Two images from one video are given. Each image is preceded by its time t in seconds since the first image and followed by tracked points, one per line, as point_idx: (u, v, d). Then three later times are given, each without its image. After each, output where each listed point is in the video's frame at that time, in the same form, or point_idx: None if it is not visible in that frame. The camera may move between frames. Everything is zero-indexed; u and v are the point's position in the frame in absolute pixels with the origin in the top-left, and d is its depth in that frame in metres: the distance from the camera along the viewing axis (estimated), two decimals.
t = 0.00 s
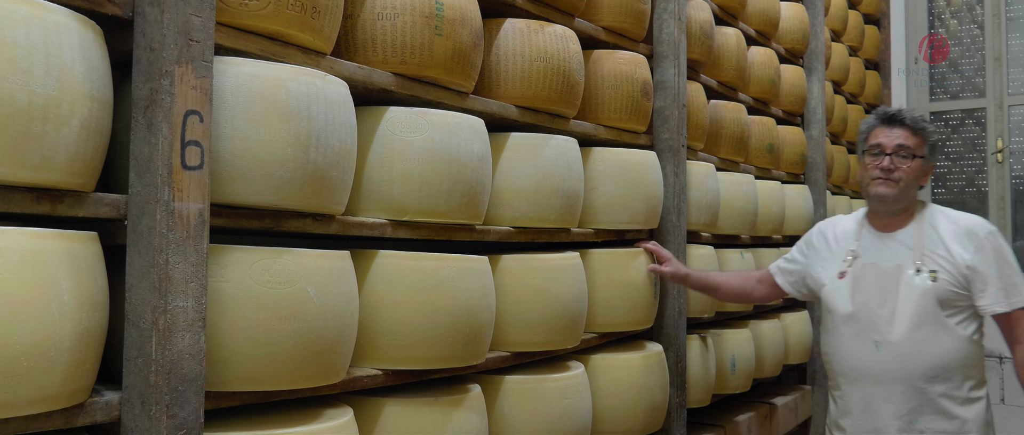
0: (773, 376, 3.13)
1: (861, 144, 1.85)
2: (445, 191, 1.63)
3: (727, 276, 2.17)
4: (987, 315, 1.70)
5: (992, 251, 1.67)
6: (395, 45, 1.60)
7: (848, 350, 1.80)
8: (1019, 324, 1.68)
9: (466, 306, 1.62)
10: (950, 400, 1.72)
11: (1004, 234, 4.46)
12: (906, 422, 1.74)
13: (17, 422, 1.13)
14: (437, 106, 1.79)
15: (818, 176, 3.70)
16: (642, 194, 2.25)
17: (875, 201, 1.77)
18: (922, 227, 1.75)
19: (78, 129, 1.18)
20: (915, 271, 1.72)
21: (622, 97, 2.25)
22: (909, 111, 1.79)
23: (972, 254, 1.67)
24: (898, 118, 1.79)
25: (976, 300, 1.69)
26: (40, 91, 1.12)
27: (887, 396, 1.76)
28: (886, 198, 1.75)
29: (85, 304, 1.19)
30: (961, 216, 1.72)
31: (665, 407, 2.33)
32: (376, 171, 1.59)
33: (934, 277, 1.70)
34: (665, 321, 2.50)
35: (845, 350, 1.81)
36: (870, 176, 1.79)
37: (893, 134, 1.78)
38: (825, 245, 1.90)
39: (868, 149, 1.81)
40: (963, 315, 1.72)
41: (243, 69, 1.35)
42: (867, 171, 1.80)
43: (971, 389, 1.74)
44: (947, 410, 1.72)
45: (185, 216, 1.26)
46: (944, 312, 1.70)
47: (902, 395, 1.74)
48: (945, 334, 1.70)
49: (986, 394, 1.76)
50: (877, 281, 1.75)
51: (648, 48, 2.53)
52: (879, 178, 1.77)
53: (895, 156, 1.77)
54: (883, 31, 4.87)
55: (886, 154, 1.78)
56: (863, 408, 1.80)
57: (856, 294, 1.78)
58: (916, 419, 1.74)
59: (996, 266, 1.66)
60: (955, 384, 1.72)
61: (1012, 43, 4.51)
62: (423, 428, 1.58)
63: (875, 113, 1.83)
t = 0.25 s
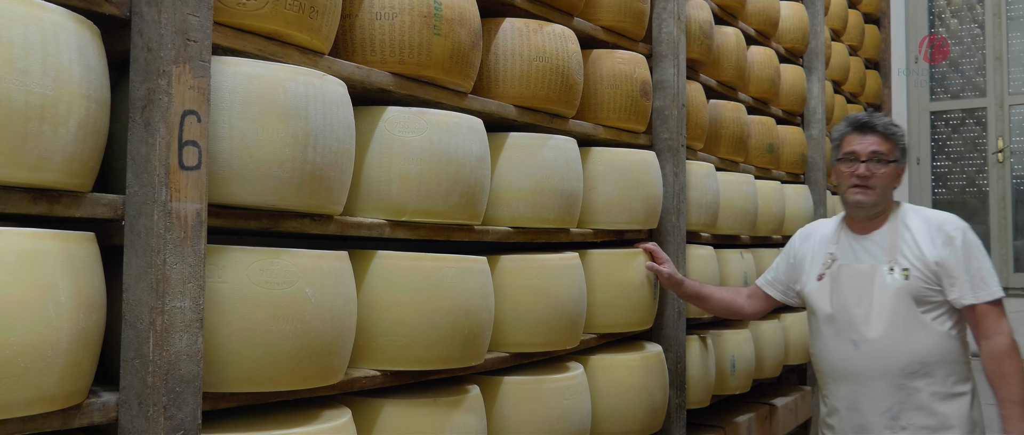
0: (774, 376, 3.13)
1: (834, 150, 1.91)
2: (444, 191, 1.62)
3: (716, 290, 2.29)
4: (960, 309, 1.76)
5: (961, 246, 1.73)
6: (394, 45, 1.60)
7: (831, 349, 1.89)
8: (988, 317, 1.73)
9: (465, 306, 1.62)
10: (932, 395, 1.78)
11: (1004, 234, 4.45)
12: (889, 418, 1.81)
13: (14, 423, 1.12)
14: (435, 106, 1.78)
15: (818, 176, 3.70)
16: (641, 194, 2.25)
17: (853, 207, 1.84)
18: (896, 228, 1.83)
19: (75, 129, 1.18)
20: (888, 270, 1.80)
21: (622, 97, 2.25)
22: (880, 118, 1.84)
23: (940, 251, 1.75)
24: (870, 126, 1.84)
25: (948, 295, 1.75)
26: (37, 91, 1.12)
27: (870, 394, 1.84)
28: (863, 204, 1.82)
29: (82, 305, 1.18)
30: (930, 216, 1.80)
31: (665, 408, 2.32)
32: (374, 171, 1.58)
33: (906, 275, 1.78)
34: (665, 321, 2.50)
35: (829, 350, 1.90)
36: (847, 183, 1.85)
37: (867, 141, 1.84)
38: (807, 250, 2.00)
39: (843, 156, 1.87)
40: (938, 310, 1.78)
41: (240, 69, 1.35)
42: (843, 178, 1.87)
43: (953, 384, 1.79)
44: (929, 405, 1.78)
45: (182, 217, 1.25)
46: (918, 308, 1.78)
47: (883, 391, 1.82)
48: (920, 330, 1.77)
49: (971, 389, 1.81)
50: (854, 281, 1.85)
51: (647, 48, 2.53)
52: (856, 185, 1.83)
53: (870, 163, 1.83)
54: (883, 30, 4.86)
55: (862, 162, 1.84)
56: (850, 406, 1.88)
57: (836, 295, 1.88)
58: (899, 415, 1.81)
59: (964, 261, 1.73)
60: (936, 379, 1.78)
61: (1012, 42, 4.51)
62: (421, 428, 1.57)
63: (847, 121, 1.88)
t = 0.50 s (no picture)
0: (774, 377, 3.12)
1: (810, 160, 2.07)
2: (443, 191, 1.62)
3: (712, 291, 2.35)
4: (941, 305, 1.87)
5: (940, 244, 1.85)
6: (392, 44, 1.59)
7: (820, 350, 2.03)
8: (968, 310, 1.82)
9: (463, 306, 1.61)
10: (916, 394, 1.89)
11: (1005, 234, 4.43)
12: (875, 416, 1.94)
13: (11, 423, 1.12)
14: (434, 105, 1.78)
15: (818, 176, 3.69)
16: (641, 193, 2.25)
17: (836, 213, 1.98)
18: (877, 227, 1.97)
19: (73, 129, 1.17)
20: (871, 271, 1.93)
21: (621, 96, 2.24)
22: (846, 125, 2.02)
23: (919, 250, 1.87)
24: (838, 133, 2.02)
25: (928, 292, 1.87)
26: (35, 90, 1.11)
27: (857, 393, 1.96)
28: (844, 208, 1.97)
29: (80, 305, 1.18)
30: (912, 217, 1.92)
31: (664, 408, 2.32)
32: (373, 170, 1.58)
33: (887, 275, 1.90)
34: (665, 322, 2.50)
35: (818, 350, 2.03)
36: (827, 190, 2.00)
37: (838, 148, 2.01)
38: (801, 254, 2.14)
39: (819, 166, 2.04)
40: (921, 308, 1.90)
41: (238, 68, 1.34)
42: (823, 186, 2.03)
43: (939, 384, 1.89)
44: (914, 404, 1.89)
45: (180, 217, 1.25)
46: (899, 306, 1.90)
47: (869, 391, 1.94)
48: (901, 329, 1.90)
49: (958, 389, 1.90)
50: (839, 283, 1.98)
51: (646, 47, 2.52)
52: (835, 191, 1.99)
53: (844, 169, 1.99)
54: (883, 29, 4.85)
55: (835, 168, 2.00)
56: (841, 405, 2.01)
57: (823, 297, 2.02)
58: (884, 413, 1.93)
59: (943, 259, 1.84)
60: (920, 378, 1.89)
61: (1013, 41, 4.49)
62: (420, 429, 1.57)
63: (817, 131, 2.06)
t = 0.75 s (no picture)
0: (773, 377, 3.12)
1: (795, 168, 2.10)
2: (441, 190, 1.61)
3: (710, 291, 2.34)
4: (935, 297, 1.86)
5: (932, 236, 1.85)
6: (390, 42, 1.59)
7: (812, 346, 2.03)
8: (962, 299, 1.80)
9: (461, 305, 1.61)
10: (908, 390, 1.89)
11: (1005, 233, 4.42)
12: (867, 412, 1.93)
13: (7, 424, 1.11)
14: (432, 104, 1.77)
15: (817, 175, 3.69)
16: (640, 192, 2.24)
17: (829, 217, 2.00)
18: (869, 224, 1.98)
19: (69, 127, 1.16)
20: (863, 266, 1.93)
21: (620, 95, 2.24)
22: (820, 130, 2.04)
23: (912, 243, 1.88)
24: (814, 141, 2.04)
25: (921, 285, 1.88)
26: (31, 89, 1.10)
27: (850, 389, 1.96)
28: (836, 212, 1.98)
29: (77, 304, 1.17)
30: (905, 213, 1.94)
31: (663, 408, 2.31)
32: (371, 169, 1.57)
33: (879, 270, 1.91)
34: (664, 321, 2.50)
35: (810, 346, 2.03)
36: (815, 198, 2.03)
37: (817, 155, 2.03)
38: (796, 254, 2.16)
39: (803, 175, 2.06)
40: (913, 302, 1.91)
41: (236, 67, 1.33)
42: (811, 194, 2.04)
43: (930, 380, 1.89)
44: (906, 400, 1.89)
45: (177, 216, 1.24)
46: (892, 301, 1.90)
47: (861, 387, 1.93)
48: (893, 324, 1.89)
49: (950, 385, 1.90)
50: (830, 279, 1.98)
51: (645, 46, 2.52)
52: (821, 198, 2.01)
53: (826, 174, 2.01)
54: (882, 28, 4.85)
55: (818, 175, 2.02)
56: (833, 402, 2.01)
57: (816, 293, 2.02)
58: (876, 410, 1.92)
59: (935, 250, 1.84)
60: (912, 374, 1.89)
61: (1013, 40, 4.47)
62: (418, 429, 1.56)
63: (793, 142, 2.08)
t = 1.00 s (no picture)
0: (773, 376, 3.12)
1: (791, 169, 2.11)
2: (439, 188, 1.60)
3: (708, 291, 2.34)
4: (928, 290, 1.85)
5: (926, 231, 1.84)
6: (388, 40, 1.58)
7: (813, 343, 2.02)
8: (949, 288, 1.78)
9: (459, 304, 1.60)
10: (909, 387, 1.88)
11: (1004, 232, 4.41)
12: (868, 410, 1.92)
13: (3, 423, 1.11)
14: (430, 102, 1.77)
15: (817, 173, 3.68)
16: (638, 191, 2.23)
17: (827, 216, 2.00)
18: (866, 221, 1.99)
19: (66, 126, 1.16)
20: (863, 263, 1.93)
21: (619, 93, 2.23)
22: (816, 129, 2.04)
23: (907, 238, 1.87)
24: (810, 139, 2.04)
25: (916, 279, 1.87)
26: (28, 87, 1.10)
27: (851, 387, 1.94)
28: (835, 211, 1.98)
29: (73, 303, 1.16)
30: (900, 208, 1.94)
31: (662, 408, 2.31)
32: (369, 167, 1.57)
33: (877, 265, 1.91)
34: (663, 320, 2.50)
35: (810, 344, 2.03)
36: (813, 197, 2.03)
37: (813, 154, 2.03)
38: (795, 252, 2.17)
39: (800, 174, 2.06)
40: (910, 297, 1.91)
41: (233, 64, 1.33)
42: (809, 194, 2.05)
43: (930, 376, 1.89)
44: (908, 396, 1.89)
45: (174, 214, 1.23)
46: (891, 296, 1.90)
47: (862, 384, 1.92)
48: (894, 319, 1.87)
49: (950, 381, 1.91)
50: (830, 275, 1.97)
51: (645, 44, 2.51)
52: (819, 197, 2.01)
53: (824, 173, 2.01)
54: (882, 26, 4.85)
55: (816, 174, 2.02)
56: (834, 400, 1.99)
57: (816, 290, 2.01)
58: (877, 407, 1.91)
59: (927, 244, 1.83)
60: (913, 371, 1.88)
61: (1013, 38, 4.46)
62: (415, 429, 1.56)
63: (790, 141, 2.09)
